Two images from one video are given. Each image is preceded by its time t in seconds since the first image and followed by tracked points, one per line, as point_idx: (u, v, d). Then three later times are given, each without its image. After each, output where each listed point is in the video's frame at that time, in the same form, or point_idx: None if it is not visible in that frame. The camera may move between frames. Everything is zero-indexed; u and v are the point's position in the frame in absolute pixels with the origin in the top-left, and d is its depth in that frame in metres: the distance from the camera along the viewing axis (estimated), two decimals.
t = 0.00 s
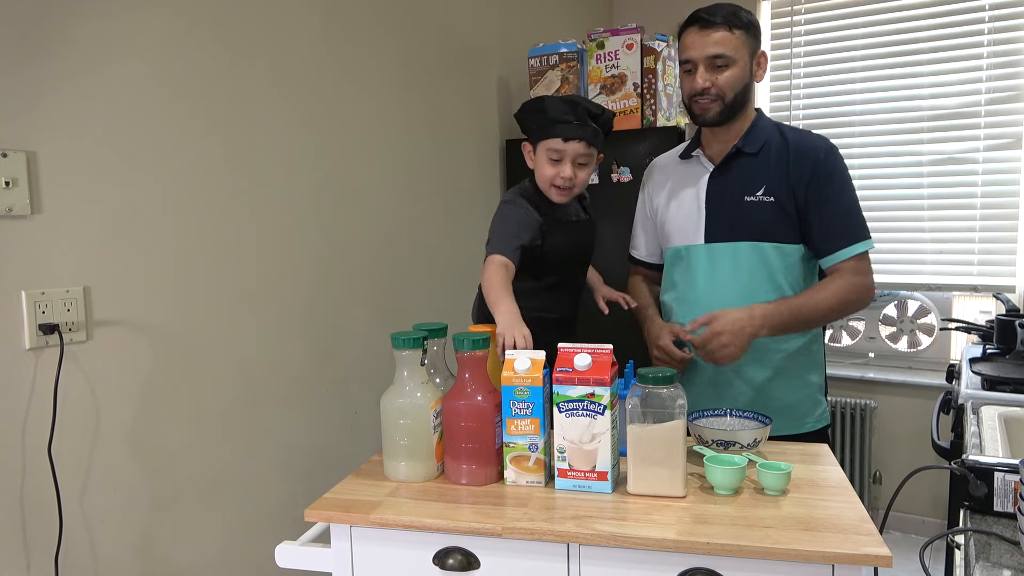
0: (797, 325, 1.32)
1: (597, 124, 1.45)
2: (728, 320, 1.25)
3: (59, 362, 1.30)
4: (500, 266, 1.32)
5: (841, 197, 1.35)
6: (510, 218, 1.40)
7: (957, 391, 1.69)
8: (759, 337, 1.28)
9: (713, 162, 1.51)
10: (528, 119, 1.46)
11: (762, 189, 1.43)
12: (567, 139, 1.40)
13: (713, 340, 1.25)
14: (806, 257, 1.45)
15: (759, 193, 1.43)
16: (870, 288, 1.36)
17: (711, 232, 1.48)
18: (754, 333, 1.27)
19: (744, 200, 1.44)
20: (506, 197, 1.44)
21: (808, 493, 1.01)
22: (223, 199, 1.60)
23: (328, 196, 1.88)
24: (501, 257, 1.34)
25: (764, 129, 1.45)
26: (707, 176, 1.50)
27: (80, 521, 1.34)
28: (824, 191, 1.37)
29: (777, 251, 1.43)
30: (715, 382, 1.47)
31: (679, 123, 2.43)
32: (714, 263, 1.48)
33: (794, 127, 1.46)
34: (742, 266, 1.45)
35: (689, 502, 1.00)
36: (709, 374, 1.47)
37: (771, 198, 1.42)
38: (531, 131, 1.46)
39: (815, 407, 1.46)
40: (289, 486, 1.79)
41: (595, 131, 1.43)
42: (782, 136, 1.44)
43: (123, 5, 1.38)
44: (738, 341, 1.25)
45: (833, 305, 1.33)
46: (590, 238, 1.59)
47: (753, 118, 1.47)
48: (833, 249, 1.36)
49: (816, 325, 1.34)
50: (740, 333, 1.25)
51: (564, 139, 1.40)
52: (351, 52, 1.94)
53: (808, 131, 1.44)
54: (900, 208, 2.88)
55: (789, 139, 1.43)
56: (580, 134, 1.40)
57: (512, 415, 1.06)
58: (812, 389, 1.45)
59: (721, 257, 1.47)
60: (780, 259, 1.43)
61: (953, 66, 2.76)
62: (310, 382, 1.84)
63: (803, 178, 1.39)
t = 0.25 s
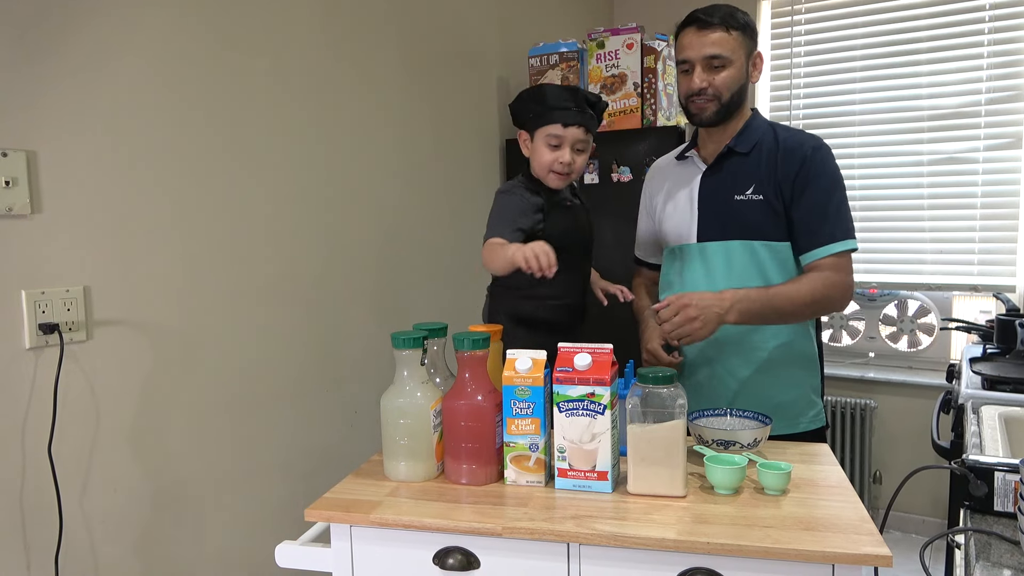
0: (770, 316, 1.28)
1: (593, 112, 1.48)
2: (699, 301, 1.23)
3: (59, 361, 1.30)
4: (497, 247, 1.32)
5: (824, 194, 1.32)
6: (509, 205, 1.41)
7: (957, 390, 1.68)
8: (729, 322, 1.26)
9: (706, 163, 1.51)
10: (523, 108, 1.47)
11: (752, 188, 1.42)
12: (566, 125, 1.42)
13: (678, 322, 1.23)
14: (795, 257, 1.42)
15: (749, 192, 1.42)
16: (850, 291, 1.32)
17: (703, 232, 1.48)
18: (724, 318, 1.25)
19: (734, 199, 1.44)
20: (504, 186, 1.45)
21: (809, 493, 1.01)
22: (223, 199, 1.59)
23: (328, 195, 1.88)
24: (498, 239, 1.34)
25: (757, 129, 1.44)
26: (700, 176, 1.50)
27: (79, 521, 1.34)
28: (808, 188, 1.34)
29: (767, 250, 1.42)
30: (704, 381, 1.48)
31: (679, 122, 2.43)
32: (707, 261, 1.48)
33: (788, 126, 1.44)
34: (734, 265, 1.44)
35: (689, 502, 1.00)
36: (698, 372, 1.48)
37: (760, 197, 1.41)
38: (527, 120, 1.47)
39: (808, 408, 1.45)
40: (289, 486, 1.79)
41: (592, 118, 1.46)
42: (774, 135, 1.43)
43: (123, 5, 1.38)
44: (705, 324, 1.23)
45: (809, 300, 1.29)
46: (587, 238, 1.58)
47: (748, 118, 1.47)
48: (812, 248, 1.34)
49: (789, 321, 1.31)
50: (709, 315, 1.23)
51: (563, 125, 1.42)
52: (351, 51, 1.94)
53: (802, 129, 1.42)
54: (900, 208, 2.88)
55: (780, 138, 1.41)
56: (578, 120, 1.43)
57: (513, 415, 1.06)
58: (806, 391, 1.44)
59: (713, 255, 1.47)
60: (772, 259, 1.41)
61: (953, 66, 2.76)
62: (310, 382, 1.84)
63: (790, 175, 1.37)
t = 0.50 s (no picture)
0: (788, 315, 1.28)
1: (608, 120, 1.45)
2: (729, 294, 1.19)
3: (59, 362, 1.30)
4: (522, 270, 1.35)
5: (823, 194, 1.33)
6: (521, 222, 1.43)
7: (957, 390, 1.68)
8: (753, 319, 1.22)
9: (703, 163, 1.51)
10: (537, 119, 1.44)
11: (748, 187, 1.42)
12: (584, 135, 1.40)
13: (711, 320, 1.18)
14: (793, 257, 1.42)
15: (745, 191, 1.42)
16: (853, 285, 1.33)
17: (699, 231, 1.48)
18: (751, 314, 1.22)
19: (729, 198, 1.44)
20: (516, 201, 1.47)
21: (808, 493, 1.01)
22: (223, 199, 1.59)
23: (328, 195, 1.88)
24: (523, 259, 1.38)
25: (753, 129, 1.43)
26: (696, 176, 1.51)
27: (79, 521, 1.34)
28: (806, 188, 1.35)
29: (763, 250, 1.42)
30: (701, 382, 1.47)
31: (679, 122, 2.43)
32: (703, 263, 1.47)
33: (785, 126, 1.44)
34: (730, 266, 1.44)
35: (689, 502, 1.00)
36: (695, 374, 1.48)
37: (756, 196, 1.42)
38: (541, 132, 1.44)
39: (806, 408, 1.45)
40: (289, 486, 1.79)
41: (608, 126, 1.44)
42: (771, 135, 1.43)
43: (122, 5, 1.38)
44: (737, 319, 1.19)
45: (823, 299, 1.29)
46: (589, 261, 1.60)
47: (744, 119, 1.46)
48: (814, 248, 1.33)
49: (803, 318, 1.31)
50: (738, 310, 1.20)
51: (581, 135, 1.40)
52: (351, 52, 1.94)
53: (797, 129, 1.43)
54: (900, 207, 2.88)
55: (776, 138, 1.41)
56: (595, 129, 1.40)
57: (513, 415, 1.06)
58: (802, 390, 1.45)
59: (710, 256, 1.47)
60: (767, 259, 1.42)
61: (953, 66, 2.76)
62: (310, 382, 1.84)
63: (787, 175, 1.38)
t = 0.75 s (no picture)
0: (808, 327, 1.28)
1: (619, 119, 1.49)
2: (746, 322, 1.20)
3: (60, 362, 1.30)
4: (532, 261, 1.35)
5: (829, 195, 1.32)
6: (534, 219, 1.42)
7: (957, 390, 1.68)
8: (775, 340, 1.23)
9: (704, 164, 1.52)
10: (549, 116, 1.48)
11: (751, 188, 1.42)
12: (592, 131, 1.42)
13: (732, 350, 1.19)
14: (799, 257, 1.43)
15: (748, 193, 1.42)
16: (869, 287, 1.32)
17: (701, 232, 1.49)
18: (772, 336, 1.23)
19: (732, 199, 1.44)
20: (528, 198, 1.47)
21: (808, 493, 1.01)
22: (223, 199, 1.60)
23: (328, 195, 1.88)
24: (532, 251, 1.37)
25: (755, 130, 1.44)
26: (698, 176, 1.51)
27: (79, 521, 1.34)
28: (811, 189, 1.34)
29: (766, 251, 1.42)
30: (703, 383, 1.47)
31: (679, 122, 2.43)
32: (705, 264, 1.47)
33: (787, 126, 1.44)
34: (733, 267, 1.44)
35: (688, 502, 1.00)
36: (697, 375, 1.47)
37: (759, 197, 1.41)
38: (553, 128, 1.47)
39: (807, 408, 1.45)
40: (289, 486, 1.79)
41: (617, 124, 1.46)
42: (773, 136, 1.43)
43: (122, 5, 1.38)
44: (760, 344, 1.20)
45: (839, 304, 1.30)
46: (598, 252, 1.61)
47: (746, 119, 1.46)
48: (824, 249, 1.34)
49: (820, 330, 1.31)
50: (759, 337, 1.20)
51: (590, 132, 1.42)
52: (351, 52, 1.94)
53: (800, 129, 1.43)
54: (900, 207, 2.88)
55: (779, 139, 1.41)
56: (604, 126, 1.42)
57: (512, 415, 1.06)
58: (803, 390, 1.45)
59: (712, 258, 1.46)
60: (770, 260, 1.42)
61: (953, 66, 2.76)
62: (310, 382, 1.84)
63: (792, 176, 1.37)
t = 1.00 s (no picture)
0: (820, 316, 1.28)
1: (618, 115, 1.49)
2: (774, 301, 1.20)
3: (59, 362, 1.30)
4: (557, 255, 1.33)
5: (834, 197, 1.34)
6: (548, 218, 1.40)
7: (956, 391, 1.68)
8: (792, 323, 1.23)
9: (708, 163, 1.51)
10: (548, 117, 1.48)
11: (755, 189, 1.43)
12: (593, 129, 1.43)
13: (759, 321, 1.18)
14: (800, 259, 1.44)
15: (752, 193, 1.43)
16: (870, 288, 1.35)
17: (704, 231, 1.48)
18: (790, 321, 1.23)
19: (737, 200, 1.44)
20: (538, 196, 1.45)
21: (807, 493, 1.01)
22: (223, 199, 1.60)
23: (328, 195, 1.88)
24: (556, 244, 1.35)
25: (760, 131, 1.44)
26: (702, 176, 1.50)
27: (80, 521, 1.34)
28: (817, 191, 1.36)
29: (768, 252, 1.42)
30: (704, 383, 1.47)
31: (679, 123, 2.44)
32: (707, 264, 1.47)
33: (791, 129, 1.45)
34: (734, 266, 1.44)
35: (688, 502, 1.00)
36: (698, 374, 1.47)
37: (764, 198, 1.42)
38: (553, 129, 1.48)
39: (809, 408, 1.45)
40: (288, 485, 1.79)
41: (617, 120, 1.47)
42: (777, 138, 1.44)
43: (122, 5, 1.38)
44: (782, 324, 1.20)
45: (848, 298, 1.31)
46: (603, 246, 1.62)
47: (749, 119, 1.46)
48: (829, 250, 1.35)
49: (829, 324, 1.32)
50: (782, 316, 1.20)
51: (591, 129, 1.43)
52: (351, 52, 1.94)
53: (803, 132, 1.44)
54: (900, 207, 2.88)
55: (784, 141, 1.42)
56: (604, 122, 1.43)
57: (512, 415, 1.06)
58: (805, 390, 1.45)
59: (714, 257, 1.46)
60: (772, 260, 1.42)
61: (952, 67, 2.76)
62: (310, 382, 1.84)
63: (797, 177, 1.38)
